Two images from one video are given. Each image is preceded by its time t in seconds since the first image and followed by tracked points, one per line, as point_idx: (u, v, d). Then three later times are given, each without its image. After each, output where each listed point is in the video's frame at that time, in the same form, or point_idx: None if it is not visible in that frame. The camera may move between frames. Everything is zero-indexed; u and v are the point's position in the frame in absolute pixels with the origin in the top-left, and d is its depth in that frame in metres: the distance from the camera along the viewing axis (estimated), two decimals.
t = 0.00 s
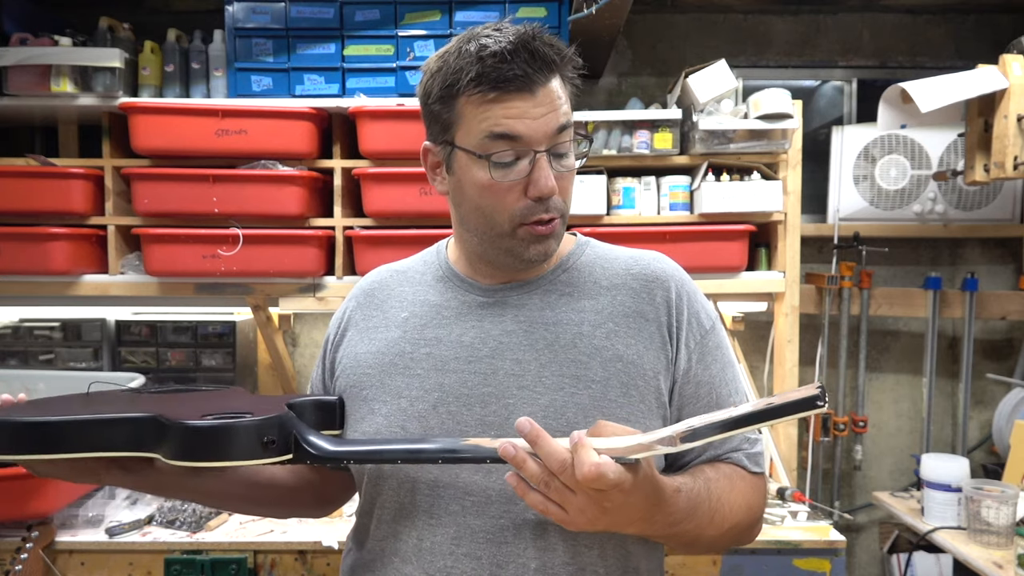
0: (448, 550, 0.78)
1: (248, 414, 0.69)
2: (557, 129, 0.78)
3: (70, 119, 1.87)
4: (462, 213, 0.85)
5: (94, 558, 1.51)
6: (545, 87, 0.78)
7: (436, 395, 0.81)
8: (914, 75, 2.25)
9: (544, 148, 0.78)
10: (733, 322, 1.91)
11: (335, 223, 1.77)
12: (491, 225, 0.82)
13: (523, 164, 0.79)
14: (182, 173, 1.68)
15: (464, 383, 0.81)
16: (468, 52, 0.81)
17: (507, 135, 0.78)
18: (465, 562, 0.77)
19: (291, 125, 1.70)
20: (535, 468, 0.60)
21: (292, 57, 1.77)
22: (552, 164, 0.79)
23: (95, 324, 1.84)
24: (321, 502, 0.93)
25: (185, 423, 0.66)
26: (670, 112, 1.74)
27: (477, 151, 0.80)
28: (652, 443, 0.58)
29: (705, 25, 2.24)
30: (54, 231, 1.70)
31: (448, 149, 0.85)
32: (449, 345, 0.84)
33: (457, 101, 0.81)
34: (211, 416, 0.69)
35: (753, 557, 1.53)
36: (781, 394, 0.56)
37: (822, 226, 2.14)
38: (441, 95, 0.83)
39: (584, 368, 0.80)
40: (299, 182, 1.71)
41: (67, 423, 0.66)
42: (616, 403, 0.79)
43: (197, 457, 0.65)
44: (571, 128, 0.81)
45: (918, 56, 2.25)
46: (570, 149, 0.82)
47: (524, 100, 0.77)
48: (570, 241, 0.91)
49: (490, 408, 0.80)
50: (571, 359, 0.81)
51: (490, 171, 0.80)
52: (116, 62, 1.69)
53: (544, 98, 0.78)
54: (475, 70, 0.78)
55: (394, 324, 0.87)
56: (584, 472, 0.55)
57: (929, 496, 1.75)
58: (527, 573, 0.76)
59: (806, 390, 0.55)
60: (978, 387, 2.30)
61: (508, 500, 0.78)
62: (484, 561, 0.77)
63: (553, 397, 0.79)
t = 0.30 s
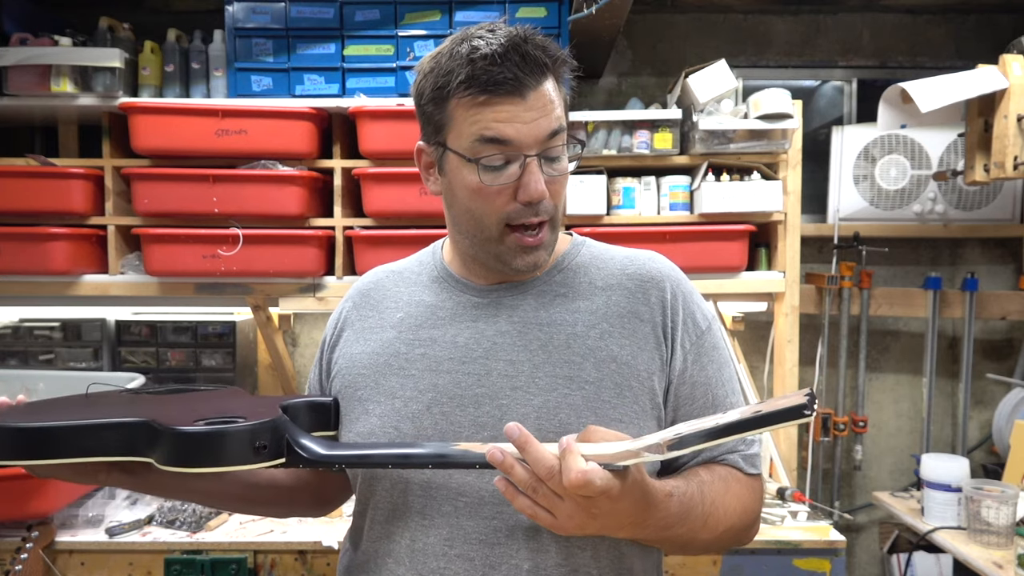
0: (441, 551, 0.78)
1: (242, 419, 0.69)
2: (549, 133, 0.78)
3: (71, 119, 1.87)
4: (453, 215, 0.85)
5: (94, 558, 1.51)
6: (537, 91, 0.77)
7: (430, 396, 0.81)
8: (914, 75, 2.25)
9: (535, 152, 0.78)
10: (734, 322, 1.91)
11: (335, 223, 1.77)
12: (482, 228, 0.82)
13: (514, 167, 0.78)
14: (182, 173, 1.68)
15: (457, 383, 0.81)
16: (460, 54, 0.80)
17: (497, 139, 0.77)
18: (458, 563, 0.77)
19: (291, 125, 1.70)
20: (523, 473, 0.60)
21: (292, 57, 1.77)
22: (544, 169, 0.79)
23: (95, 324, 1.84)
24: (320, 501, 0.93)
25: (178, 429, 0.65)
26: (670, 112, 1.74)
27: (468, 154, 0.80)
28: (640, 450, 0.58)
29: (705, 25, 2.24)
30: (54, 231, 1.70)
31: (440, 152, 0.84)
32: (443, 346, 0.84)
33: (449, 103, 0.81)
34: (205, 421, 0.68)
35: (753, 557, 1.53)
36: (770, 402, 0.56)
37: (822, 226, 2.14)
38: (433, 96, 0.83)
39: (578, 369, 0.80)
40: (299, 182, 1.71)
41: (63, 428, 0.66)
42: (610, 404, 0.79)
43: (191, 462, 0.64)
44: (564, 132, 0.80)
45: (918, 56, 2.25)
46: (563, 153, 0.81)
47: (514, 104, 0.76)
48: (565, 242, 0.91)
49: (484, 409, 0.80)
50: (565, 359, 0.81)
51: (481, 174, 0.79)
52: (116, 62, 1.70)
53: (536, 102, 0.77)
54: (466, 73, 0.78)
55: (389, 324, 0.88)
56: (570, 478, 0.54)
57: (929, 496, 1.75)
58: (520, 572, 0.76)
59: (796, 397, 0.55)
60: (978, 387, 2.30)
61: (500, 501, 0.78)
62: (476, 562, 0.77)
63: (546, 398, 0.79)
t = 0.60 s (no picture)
0: (440, 552, 0.78)
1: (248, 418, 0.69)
2: (549, 132, 0.78)
3: (71, 119, 1.87)
4: (452, 214, 0.85)
5: (94, 558, 1.51)
6: (538, 89, 0.77)
7: (428, 396, 0.81)
8: (914, 75, 2.25)
9: (534, 151, 0.78)
10: (734, 322, 1.91)
11: (335, 223, 1.77)
12: (479, 226, 0.82)
13: (513, 166, 0.78)
14: (182, 173, 1.68)
15: (455, 384, 0.81)
16: (461, 53, 0.80)
17: (497, 138, 0.77)
18: (458, 564, 0.77)
19: (291, 125, 1.70)
20: (532, 482, 0.59)
21: (292, 57, 1.77)
22: (544, 167, 0.79)
23: (95, 324, 1.84)
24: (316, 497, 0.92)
25: (184, 425, 0.65)
26: (670, 112, 1.75)
27: (467, 152, 0.80)
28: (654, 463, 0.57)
29: (705, 25, 2.24)
30: (54, 232, 1.70)
31: (440, 150, 0.84)
32: (440, 347, 0.84)
33: (449, 101, 0.81)
34: (210, 418, 0.68)
35: (753, 557, 1.53)
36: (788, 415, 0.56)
37: (822, 226, 2.14)
38: (434, 94, 0.83)
39: (575, 369, 0.80)
40: (299, 182, 1.72)
41: (71, 424, 0.67)
42: (608, 404, 0.79)
43: (195, 458, 0.64)
44: (564, 131, 0.80)
45: (918, 56, 2.25)
46: (562, 151, 0.81)
47: (515, 103, 0.76)
48: (562, 242, 0.91)
49: (482, 409, 0.80)
50: (563, 359, 0.81)
51: (480, 172, 0.79)
52: (116, 62, 1.69)
53: (536, 101, 0.77)
54: (467, 72, 0.78)
55: (386, 324, 0.88)
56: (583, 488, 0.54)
57: (929, 496, 1.75)
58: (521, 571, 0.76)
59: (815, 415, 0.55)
60: (978, 387, 2.30)
61: (499, 502, 0.78)
62: (476, 562, 0.77)
63: (545, 399, 0.79)
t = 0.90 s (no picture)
0: (418, 554, 0.79)
1: (200, 553, 0.67)
2: (563, 116, 0.80)
3: (70, 118, 1.87)
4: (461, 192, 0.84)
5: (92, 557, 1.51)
6: (563, 72, 0.79)
7: (420, 393, 0.82)
8: (915, 75, 2.25)
9: (543, 127, 0.80)
10: (733, 322, 1.91)
11: (335, 223, 1.77)
12: (478, 200, 0.81)
13: (521, 137, 0.80)
14: (182, 173, 1.68)
15: (449, 383, 0.81)
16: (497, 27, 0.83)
17: (511, 107, 0.80)
18: (434, 566, 0.78)
19: (290, 125, 1.70)
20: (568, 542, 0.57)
21: (292, 57, 1.77)
22: (548, 149, 0.80)
23: (95, 325, 1.85)
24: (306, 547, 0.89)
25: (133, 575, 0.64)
26: (670, 112, 1.75)
27: (480, 116, 0.81)
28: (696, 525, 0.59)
29: (705, 25, 2.24)
30: (54, 231, 1.70)
31: (461, 109, 0.86)
32: (442, 343, 0.83)
33: (481, 73, 0.83)
34: (164, 557, 0.67)
35: (753, 557, 1.53)
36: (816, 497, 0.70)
37: (822, 226, 2.14)
38: (469, 67, 0.85)
39: (574, 384, 0.79)
40: (299, 182, 1.71)
41: (65, 544, 0.70)
42: (604, 424, 0.78)
43: None
44: (583, 122, 0.81)
45: (918, 56, 2.25)
46: (580, 140, 0.82)
47: (539, 78, 0.79)
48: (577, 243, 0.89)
49: (473, 412, 0.80)
50: (562, 373, 0.79)
51: (490, 139, 0.81)
52: (116, 62, 1.70)
53: (554, 80, 0.79)
54: (499, 43, 0.81)
55: (391, 308, 0.88)
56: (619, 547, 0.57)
57: (929, 496, 1.75)
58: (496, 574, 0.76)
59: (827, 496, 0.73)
60: (979, 387, 2.30)
61: (480, 510, 0.77)
62: (452, 567, 0.77)
63: (537, 411, 0.78)
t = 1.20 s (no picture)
0: (422, 552, 0.79)
1: (201, 554, 0.67)
2: (569, 118, 0.79)
3: (71, 118, 1.87)
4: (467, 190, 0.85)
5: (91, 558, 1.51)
6: (571, 73, 0.79)
7: (422, 393, 0.82)
8: (914, 75, 2.25)
9: (549, 129, 0.79)
10: (734, 322, 1.91)
11: (335, 223, 1.77)
12: (480, 198, 0.82)
13: (525, 138, 0.80)
14: (182, 173, 1.68)
15: (451, 383, 0.81)
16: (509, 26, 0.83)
17: (517, 106, 0.79)
18: (437, 566, 0.78)
19: (291, 125, 1.70)
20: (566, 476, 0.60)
21: (292, 57, 1.77)
22: (554, 151, 0.80)
23: (95, 325, 1.85)
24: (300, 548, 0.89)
25: None
26: (671, 112, 1.75)
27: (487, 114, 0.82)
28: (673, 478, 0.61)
29: (705, 25, 2.24)
30: (54, 231, 1.70)
31: (470, 108, 0.86)
32: (444, 343, 0.83)
33: (489, 71, 0.83)
34: (166, 558, 0.67)
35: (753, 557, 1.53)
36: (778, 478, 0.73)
37: (822, 226, 2.14)
38: (478, 66, 0.85)
39: (574, 384, 0.79)
40: (299, 182, 1.71)
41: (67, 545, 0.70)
42: (604, 423, 0.77)
43: None
44: (589, 124, 0.81)
45: (918, 56, 2.25)
46: (585, 143, 0.82)
47: (547, 79, 0.79)
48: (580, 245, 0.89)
49: (474, 413, 0.80)
50: (562, 372, 0.79)
51: (495, 138, 0.81)
52: (116, 62, 1.69)
53: (562, 82, 0.79)
54: (508, 42, 0.81)
55: (394, 310, 0.88)
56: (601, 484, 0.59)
57: (929, 496, 1.75)
58: (500, 573, 0.76)
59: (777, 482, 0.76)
60: (979, 387, 2.30)
61: (483, 509, 0.77)
62: (454, 567, 0.77)
63: (537, 411, 0.78)
